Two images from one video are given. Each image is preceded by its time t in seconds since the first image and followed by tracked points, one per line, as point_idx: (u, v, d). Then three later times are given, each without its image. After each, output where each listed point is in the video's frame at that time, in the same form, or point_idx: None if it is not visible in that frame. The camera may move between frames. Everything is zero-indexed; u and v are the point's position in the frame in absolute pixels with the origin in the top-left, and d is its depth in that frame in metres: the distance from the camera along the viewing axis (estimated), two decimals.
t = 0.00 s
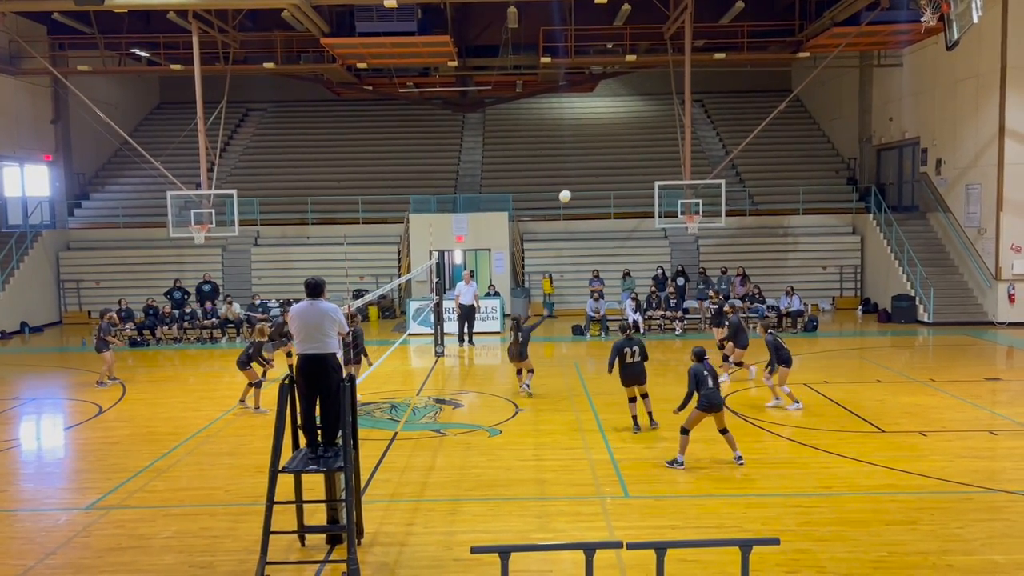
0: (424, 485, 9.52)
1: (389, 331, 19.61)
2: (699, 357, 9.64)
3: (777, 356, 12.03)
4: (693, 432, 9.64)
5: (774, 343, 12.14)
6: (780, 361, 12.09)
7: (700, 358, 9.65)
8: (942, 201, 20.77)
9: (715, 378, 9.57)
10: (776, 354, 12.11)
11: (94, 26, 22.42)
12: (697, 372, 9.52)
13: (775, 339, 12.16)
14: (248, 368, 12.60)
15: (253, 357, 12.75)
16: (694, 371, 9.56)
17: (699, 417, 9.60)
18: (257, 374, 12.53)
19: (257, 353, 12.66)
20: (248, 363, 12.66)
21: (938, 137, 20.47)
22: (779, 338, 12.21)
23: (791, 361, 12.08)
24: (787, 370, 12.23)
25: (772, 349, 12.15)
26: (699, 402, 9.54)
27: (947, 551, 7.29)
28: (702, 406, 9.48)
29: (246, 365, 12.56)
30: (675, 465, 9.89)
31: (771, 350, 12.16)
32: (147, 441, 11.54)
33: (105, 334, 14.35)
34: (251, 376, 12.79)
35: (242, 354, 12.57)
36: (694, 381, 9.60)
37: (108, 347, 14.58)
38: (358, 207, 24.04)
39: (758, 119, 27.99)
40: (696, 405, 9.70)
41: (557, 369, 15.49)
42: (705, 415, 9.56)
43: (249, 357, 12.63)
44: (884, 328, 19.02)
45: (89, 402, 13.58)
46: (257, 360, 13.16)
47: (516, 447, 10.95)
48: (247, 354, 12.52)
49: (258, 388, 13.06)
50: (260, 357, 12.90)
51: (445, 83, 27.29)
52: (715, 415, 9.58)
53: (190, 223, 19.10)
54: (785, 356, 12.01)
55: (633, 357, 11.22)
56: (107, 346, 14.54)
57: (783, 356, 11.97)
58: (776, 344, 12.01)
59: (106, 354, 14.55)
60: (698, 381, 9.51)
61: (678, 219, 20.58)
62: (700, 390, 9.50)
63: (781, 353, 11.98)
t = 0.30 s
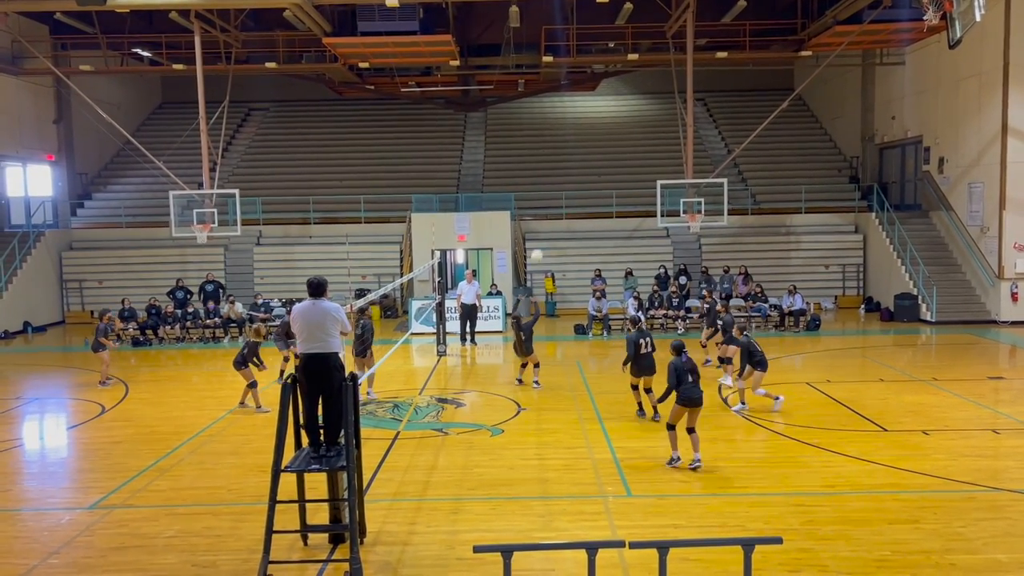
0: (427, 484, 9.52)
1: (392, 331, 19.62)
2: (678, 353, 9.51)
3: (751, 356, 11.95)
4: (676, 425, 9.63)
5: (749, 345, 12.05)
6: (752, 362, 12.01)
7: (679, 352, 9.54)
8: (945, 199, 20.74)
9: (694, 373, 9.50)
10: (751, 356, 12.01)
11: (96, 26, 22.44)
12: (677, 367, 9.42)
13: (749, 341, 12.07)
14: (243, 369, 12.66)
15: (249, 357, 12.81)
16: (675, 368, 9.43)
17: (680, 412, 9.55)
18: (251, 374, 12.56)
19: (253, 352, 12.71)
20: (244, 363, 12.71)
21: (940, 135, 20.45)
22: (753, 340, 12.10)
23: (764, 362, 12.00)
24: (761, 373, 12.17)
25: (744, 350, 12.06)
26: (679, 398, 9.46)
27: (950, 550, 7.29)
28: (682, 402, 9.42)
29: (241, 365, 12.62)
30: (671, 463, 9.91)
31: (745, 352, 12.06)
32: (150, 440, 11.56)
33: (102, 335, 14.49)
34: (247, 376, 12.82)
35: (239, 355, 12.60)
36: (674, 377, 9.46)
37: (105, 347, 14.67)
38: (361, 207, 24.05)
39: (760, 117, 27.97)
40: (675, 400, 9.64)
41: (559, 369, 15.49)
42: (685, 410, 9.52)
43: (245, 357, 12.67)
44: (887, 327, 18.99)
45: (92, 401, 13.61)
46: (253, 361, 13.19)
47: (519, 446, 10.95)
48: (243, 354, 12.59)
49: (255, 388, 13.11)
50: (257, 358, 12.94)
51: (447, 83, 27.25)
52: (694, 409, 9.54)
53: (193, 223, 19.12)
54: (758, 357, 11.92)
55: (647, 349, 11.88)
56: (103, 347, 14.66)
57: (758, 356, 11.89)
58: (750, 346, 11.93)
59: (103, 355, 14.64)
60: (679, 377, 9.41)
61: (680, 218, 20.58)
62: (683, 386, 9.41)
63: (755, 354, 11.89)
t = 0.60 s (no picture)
0: (431, 483, 9.52)
1: (395, 330, 19.64)
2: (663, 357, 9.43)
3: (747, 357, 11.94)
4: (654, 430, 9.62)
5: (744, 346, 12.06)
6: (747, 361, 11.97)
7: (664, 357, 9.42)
8: (948, 198, 20.70)
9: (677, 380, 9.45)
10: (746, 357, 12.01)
11: (99, 26, 22.49)
12: (661, 373, 9.33)
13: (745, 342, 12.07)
14: (240, 370, 12.62)
15: (247, 357, 12.75)
16: (658, 373, 9.36)
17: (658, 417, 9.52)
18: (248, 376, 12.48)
19: (250, 353, 12.64)
20: (241, 364, 12.65)
21: (944, 134, 20.42)
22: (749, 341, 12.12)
23: (758, 361, 11.99)
24: (755, 373, 12.10)
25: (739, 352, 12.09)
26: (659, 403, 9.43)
27: (953, 549, 7.27)
28: (661, 407, 9.38)
29: (239, 365, 12.57)
30: (636, 463, 9.96)
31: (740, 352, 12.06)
32: (153, 440, 11.57)
33: (100, 334, 14.53)
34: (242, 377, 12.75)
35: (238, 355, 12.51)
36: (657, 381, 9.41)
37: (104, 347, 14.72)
38: (363, 206, 24.08)
39: (763, 116, 27.94)
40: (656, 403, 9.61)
41: (562, 368, 15.50)
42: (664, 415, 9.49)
43: (242, 359, 12.61)
44: (890, 326, 18.96)
45: (95, 401, 13.62)
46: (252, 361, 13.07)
47: (521, 446, 10.95)
48: (241, 355, 12.53)
49: (248, 391, 13.00)
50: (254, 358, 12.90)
51: (449, 82, 27.22)
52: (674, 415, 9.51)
53: (196, 222, 19.15)
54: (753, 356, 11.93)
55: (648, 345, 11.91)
56: (102, 346, 14.70)
57: (753, 356, 11.91)
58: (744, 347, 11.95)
59: (100, 353, 14.66)
60: (661, 382, 9.36)
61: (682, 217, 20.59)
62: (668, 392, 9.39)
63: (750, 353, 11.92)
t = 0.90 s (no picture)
0: (434, 483, 9.53)
1: (398, 330, 19.69)
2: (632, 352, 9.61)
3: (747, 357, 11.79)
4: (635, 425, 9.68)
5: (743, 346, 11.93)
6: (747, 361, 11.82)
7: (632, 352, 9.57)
8: (952, 197, 20.66)
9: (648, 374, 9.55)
10: (744, 356, 11.87)
11: (103, 26, 22.52)
12: (631, 367, 9.48)
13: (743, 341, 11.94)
14: (234, 372, 12.55)
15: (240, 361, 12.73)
16: (628, 368, 9.52)
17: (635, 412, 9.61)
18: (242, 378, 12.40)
19: (245, 354, 12.62)
20: (236, 366, 12.59)
21: (947, 133, 20.39)
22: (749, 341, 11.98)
23: (759, 360, 11.81)
24: (756, 373, 11.95)
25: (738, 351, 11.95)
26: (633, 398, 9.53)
27: (957, 548, 7.26)
28: (636, 402, 9.47)
29: (234, 367, 12.53)
30: (640, 461, 9.96)
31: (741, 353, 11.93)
32: (158, 439, 11.60)
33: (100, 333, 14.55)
34: (238, 380, 12.69)
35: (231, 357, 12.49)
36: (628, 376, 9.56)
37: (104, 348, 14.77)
38: (366, 206, 24.12)
39: (766, 115, 27.91)
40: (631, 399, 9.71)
41: (565, 367, 15.51)
42: (640, 410, 9.58)
43: (236, 361, 12.56)
44: (894, 325, 18.94)
45: (99, 401, 13.66)
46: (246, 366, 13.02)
47: (525, 445, 10.96)
48: (236, 356, 12.52)
49: (244, 394, 12.90)
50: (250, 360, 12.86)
51: (452, 82, 27.19)
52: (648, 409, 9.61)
53: (199, 222, 19.17)
54: (752, 355, 11.77)
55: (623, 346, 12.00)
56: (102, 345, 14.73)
57: (752, 355, 11.76)
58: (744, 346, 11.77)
59: (100, 353, 14.67)
60: (633, 376, 9.49)
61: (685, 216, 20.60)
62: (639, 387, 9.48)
63: (750, 352, 11.78)
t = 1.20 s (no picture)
0: (437, 482, 9.53)
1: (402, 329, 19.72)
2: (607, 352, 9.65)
3: (748, 359, 11.78)
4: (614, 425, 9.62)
5: (743, 348, 11.90)
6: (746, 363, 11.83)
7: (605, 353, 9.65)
8: (956, 196, 20.61)
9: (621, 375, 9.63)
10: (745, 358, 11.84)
11: (107, 26, 22.55)
12: (604, 365, 9.51)
13: (744, 343, 11.91)
14: (229, 372, 12.48)
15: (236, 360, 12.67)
16: (601, 367, 9.55)
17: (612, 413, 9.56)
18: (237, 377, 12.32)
19: (240, 354, 12.56)
20: (230, 366, 12.54)
21: (952, 131, 20.34)
22: (750, 342, 11.96)
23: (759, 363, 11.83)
24: (756, 374, 11.93)
25: (739, 353, 11.91)
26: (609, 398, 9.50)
27: (962, 548, 7.25)
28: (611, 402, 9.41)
29: (228, 367, 12.47)
30: (641, 460, 9.95)
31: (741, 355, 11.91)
32: (162, 438, 11.62)
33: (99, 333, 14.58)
34: (234, 379, 12.65)
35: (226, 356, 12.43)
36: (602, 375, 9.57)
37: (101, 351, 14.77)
38: (370, 205, 24.12)
39: (769, 114, 27.89)
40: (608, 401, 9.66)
41: (569, 366, 15.51)
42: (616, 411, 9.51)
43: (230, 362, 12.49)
44: (898, 324, 18.92)
45: (103, 400, 13.68)
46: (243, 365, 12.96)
47: (528, 444, 10.95)
48: (230, 356, 12.46)
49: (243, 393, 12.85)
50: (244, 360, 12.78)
51: (455, 81, 27.17)
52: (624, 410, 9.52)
53: (203, 222, 19.19)
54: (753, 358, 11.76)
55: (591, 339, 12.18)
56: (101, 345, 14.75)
57: (752, 356, 11.76)
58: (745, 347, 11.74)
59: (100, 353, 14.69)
60: (607, 375, 9.50)
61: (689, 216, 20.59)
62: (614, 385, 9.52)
63: (751, 354, 11.76)
